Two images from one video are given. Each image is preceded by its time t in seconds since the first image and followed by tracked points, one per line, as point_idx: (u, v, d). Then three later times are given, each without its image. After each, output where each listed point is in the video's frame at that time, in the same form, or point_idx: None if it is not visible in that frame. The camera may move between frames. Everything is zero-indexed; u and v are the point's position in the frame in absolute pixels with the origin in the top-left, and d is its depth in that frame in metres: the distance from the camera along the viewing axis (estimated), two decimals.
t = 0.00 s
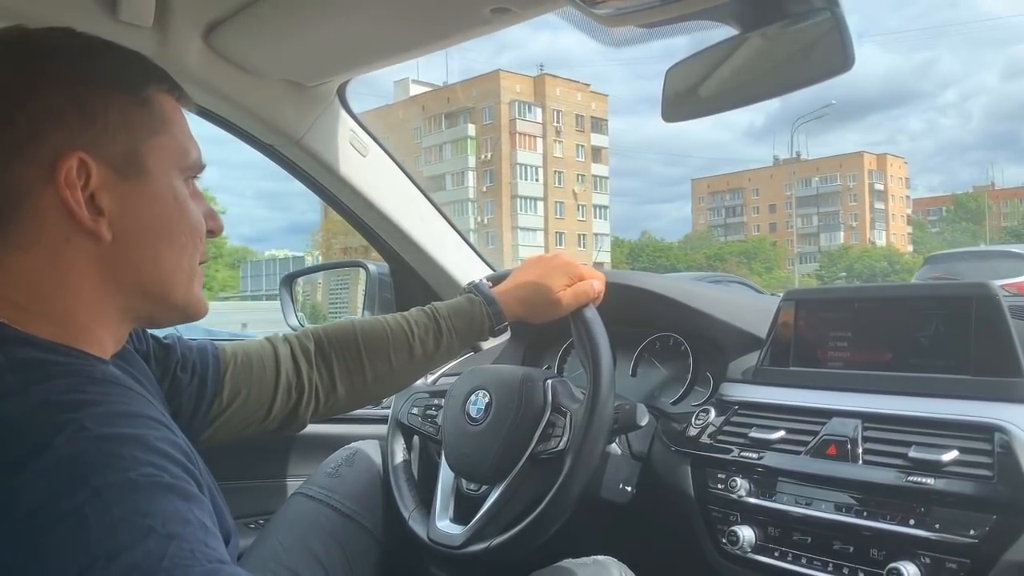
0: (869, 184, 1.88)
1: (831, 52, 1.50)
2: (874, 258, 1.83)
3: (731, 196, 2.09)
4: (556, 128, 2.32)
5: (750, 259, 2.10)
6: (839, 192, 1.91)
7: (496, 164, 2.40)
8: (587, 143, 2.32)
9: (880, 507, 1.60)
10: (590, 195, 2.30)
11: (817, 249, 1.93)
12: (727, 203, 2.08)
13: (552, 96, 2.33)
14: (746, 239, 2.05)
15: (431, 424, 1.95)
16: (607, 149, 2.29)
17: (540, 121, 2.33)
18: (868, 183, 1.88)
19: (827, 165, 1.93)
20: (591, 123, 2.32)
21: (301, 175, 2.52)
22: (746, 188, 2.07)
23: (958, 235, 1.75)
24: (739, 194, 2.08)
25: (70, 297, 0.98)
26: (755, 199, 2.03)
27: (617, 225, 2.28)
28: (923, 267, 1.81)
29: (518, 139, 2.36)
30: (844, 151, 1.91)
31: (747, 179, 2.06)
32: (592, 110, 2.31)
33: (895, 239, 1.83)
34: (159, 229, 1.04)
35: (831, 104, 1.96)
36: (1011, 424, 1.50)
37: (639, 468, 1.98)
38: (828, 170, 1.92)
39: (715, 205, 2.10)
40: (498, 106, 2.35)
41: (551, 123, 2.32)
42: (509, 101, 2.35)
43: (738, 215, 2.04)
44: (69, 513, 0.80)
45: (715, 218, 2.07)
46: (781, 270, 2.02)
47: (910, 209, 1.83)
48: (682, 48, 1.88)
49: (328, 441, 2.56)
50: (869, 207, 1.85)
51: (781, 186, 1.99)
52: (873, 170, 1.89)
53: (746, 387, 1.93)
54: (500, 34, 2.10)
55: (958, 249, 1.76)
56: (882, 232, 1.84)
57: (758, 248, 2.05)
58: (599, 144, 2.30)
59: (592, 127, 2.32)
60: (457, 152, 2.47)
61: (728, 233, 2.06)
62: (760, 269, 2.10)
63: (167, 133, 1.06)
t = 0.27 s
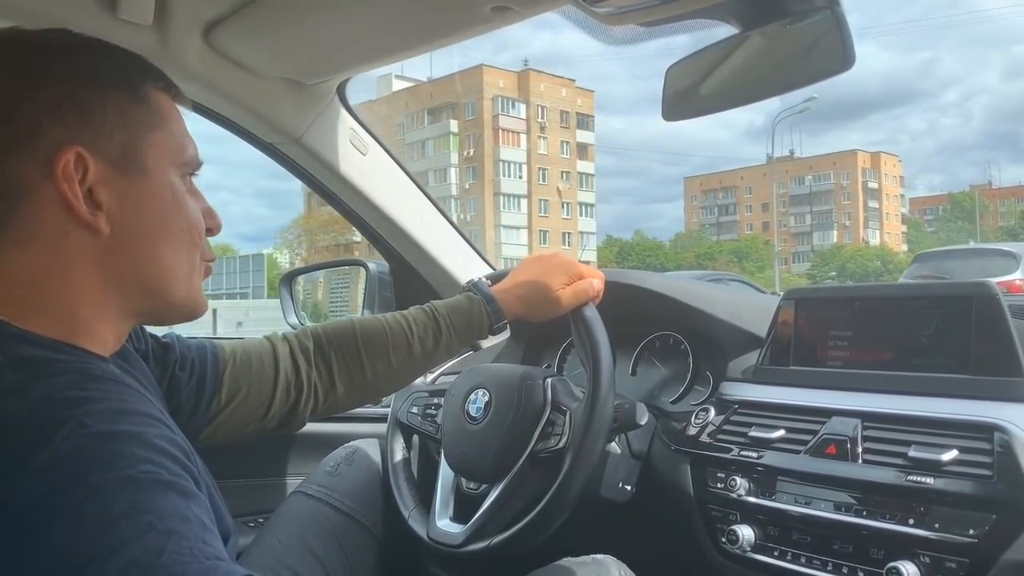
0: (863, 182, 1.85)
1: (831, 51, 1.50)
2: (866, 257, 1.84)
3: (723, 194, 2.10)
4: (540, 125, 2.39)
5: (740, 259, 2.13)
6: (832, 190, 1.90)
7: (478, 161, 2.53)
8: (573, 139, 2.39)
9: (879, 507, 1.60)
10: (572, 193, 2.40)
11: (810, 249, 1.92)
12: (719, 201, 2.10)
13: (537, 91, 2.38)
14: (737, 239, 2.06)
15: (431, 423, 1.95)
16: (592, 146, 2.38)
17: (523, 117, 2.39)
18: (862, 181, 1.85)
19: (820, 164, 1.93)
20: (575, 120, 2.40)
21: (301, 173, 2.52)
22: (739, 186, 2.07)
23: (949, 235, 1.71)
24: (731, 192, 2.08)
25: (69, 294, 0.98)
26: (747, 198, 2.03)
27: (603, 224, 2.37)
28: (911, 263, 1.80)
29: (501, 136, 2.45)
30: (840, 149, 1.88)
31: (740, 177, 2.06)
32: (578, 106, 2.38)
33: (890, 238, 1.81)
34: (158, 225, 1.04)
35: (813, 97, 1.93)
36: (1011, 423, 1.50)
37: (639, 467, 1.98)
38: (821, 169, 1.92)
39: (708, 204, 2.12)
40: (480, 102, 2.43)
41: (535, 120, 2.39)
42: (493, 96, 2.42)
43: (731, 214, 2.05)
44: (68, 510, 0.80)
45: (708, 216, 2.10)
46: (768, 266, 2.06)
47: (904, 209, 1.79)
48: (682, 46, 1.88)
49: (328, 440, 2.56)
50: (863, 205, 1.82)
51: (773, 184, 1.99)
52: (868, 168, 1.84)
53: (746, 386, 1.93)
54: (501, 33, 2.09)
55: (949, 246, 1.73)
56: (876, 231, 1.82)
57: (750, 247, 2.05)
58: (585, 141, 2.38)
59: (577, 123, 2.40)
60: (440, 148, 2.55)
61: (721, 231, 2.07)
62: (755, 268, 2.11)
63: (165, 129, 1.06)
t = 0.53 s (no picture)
0: (857, 180, 1.84)
1: (832, 50, 1.50)
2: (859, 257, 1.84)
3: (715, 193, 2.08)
4: (524, 121, 2.33)
5: (731, 258, 2.10)
6: (826, 189, 1.87)
7: (461, 159, 2.45)
8: (557, 136, 2.36)
9: (878, 506, 1.60)
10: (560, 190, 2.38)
11: (803, 248, 1.89)
12: (712, 199, 2.07)
13: (521, 86, 2.33)
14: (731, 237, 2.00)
15: (432, 422, 1.95)
16: (578, 143, 2.37)
17: (507, 113, 2.34)
18: (855, 179, 1.84)
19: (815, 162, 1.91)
20: (560, 115, 2.36)
21: (302, 172, 2.51)
22: (731, 184, 2.07)
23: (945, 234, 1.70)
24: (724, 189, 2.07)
25: (66, 295, 0.98)
26: (739, 197, 2.00)
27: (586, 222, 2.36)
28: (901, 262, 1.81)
29: (483, 131, 2.38)
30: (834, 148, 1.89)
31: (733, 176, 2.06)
32: (563, 103, 2.36)
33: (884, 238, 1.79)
34: (157, 226, 1.03)
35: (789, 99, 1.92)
36: (1011, 423, 1.50)
37: (639, 466, 1.98)
38: (814, 168, 1.91)
39: (701, 203, 2.09)
40: (463, 97, 2.33)
41: (519, 116, 2.33)
42: (476, 91, 2.33)
43: (723, 213, 2.01)
44: (68, 508, 0.80)
45: (701, 215, 2.07)
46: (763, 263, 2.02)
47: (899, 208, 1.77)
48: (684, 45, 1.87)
49: (328, 438, 2.56)
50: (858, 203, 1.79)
51: (769, 182, 1.95)
52: (860, 166, 1.86)
53: (746, 385, 1.93)
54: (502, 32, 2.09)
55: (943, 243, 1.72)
56: (869, 230, 1.79)
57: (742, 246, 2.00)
58: (570, 138, 2.36)
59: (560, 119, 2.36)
60: (422, 144, 2.49)
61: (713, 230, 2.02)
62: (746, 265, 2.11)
63: (168, 129, 1.06)
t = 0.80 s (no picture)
0: (851, 180, 1.91)
1: (836, 47, 1.50)
2: (852, 257, 1.88)
3: (709, 193, 2.10)
4: (508, 118, 2.37)
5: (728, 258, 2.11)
6: (820, 188, 1.95)
7: (441, 155, 2.46)
8: (541, 133, 2.40)
9: (880, 502, 1.60)
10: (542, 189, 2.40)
11: (797, 248, 1.94)
12: (706, 199, 2.10)
13: (504, 83, 2.34)
14: (725, 238, 2.05)
15: (434, 419, 1.95)
16: (563, 141, 2.39)
17: (489, 110, 2.36)
18: (850, 178, 1.91)
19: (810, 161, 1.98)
20: (544, 113, 2.39)
21: (304, 168, 2.51)
22: (725, 183, 2.10)
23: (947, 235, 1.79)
24: (717, 189, 2.10)
25: (68, 287, 0.98)
26: (734, 196, 2.03)
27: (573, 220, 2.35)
28: (890, 261, 1.87)
29: (464, 128, 2.40)
30: (828, 147, 1.95)
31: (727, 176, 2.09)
32: (548, 99, 2.38)
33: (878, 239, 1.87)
34: (159, 218, 1.03)
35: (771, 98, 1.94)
36: (1014, 420, 1.49)
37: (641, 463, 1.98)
38: (809, 167, 1.98)
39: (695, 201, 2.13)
40: (444, 94, 2.32)
41: (502, 112, 2.37)
42: (457, 87, 2.30)
43: (717, 213, 2.05)
44: (72, 502, 0.81)
45: (694, 215, 2.11)
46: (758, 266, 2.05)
47: (894, 208, 1.87)
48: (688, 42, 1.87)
49: (330, 434, 2.56)
50: (852, 202, 1.88)
51: (762, 181, 2.00)
52: (856, 165, 1.92)
53: (748, 382, 1.93)
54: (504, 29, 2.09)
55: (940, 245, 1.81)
56: (864, 230, 1.88)
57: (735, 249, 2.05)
58: (554, 135, 2.39)
59: (546, 116, 2.40)
60: (404, 140, 2.54)
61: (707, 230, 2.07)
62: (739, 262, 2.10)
63: (169, 123, 1.06)
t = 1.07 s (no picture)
0: (843, 180, 1.89)
1: (834, 47, 1.50)
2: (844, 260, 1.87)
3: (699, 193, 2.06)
4: (488, 117, 2.32)
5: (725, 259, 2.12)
6: (811, 189, 1.92)
7: (421, 154, 2.49)
8: (523, 133, 2.37)
9: (879, 503, 1.60)
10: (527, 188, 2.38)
11: (788, 250, 1.94)
12: (696, 200, 2.07)
13: (485, 81, 2.30)
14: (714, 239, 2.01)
15: (433, 420, 1.95)
16: (546, 140, 2.38)
17: (470, 109, 2.33)
18: (843, 179, 1.89)
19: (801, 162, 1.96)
20: (528, 112, 2.37)
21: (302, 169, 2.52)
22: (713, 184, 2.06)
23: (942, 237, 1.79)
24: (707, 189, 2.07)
25: (71, 288, 0.98)
26: (725, 196, 2.01)
27: (554, 220, 2.35)
28: (880, 261, 1.86)
29: (444, 127, 2.39)
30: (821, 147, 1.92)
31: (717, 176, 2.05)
32: (530, 98, 2.37)
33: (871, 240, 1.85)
34: (158, 218, 1.03)
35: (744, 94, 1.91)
36: (1012, 420, 1.50)
37: (640, 463, 1.98)
38: (800, 168, 1.95)
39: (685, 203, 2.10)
40: (424, 92, 2.33)
41: (483, 111, 2.33)
42: (438, 85, 2.30)
43: (707, 214, 2.02)
44: (71, 503, 0.80)
45: (684, 216, 2.07)
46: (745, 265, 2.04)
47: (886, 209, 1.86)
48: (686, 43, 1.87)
49: (329, 435, 2.56)
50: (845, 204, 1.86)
51: (754, 183, 2.00)
52: (847, 165, 1.91)
53: (746, 382, 1.93)
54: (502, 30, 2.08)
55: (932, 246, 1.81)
56: (857, 232, 1.85)
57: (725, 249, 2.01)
58: (537, 135, 2.38)
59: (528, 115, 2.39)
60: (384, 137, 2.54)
61: (697, 231, 2.04)
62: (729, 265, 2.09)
63: (165, 125, 1.06)
